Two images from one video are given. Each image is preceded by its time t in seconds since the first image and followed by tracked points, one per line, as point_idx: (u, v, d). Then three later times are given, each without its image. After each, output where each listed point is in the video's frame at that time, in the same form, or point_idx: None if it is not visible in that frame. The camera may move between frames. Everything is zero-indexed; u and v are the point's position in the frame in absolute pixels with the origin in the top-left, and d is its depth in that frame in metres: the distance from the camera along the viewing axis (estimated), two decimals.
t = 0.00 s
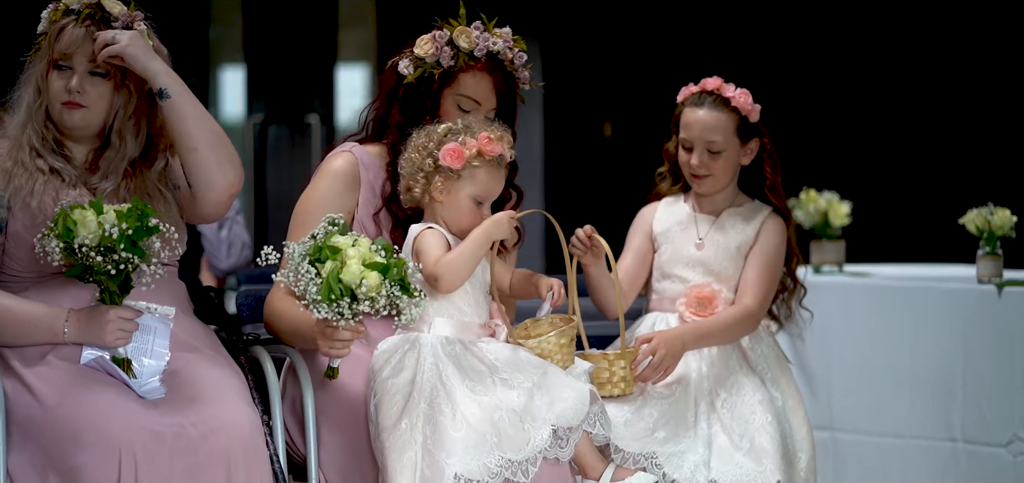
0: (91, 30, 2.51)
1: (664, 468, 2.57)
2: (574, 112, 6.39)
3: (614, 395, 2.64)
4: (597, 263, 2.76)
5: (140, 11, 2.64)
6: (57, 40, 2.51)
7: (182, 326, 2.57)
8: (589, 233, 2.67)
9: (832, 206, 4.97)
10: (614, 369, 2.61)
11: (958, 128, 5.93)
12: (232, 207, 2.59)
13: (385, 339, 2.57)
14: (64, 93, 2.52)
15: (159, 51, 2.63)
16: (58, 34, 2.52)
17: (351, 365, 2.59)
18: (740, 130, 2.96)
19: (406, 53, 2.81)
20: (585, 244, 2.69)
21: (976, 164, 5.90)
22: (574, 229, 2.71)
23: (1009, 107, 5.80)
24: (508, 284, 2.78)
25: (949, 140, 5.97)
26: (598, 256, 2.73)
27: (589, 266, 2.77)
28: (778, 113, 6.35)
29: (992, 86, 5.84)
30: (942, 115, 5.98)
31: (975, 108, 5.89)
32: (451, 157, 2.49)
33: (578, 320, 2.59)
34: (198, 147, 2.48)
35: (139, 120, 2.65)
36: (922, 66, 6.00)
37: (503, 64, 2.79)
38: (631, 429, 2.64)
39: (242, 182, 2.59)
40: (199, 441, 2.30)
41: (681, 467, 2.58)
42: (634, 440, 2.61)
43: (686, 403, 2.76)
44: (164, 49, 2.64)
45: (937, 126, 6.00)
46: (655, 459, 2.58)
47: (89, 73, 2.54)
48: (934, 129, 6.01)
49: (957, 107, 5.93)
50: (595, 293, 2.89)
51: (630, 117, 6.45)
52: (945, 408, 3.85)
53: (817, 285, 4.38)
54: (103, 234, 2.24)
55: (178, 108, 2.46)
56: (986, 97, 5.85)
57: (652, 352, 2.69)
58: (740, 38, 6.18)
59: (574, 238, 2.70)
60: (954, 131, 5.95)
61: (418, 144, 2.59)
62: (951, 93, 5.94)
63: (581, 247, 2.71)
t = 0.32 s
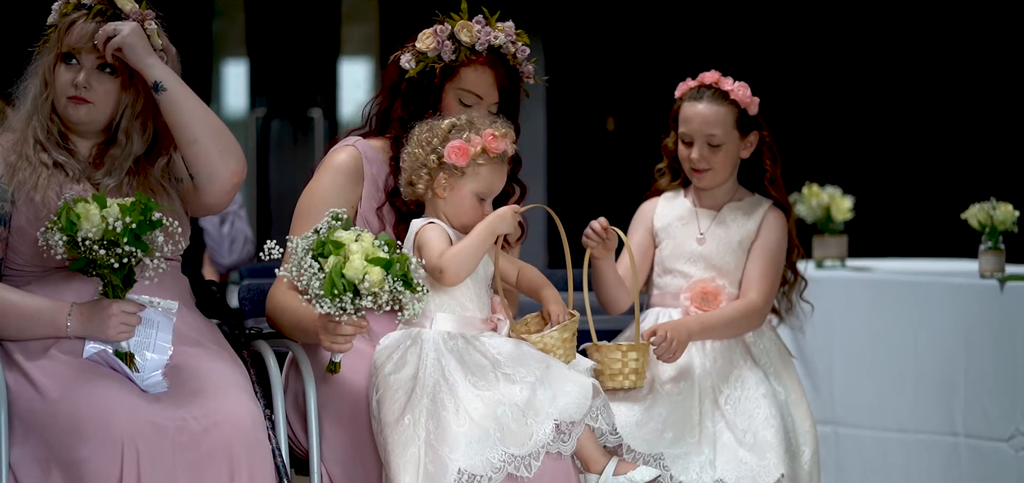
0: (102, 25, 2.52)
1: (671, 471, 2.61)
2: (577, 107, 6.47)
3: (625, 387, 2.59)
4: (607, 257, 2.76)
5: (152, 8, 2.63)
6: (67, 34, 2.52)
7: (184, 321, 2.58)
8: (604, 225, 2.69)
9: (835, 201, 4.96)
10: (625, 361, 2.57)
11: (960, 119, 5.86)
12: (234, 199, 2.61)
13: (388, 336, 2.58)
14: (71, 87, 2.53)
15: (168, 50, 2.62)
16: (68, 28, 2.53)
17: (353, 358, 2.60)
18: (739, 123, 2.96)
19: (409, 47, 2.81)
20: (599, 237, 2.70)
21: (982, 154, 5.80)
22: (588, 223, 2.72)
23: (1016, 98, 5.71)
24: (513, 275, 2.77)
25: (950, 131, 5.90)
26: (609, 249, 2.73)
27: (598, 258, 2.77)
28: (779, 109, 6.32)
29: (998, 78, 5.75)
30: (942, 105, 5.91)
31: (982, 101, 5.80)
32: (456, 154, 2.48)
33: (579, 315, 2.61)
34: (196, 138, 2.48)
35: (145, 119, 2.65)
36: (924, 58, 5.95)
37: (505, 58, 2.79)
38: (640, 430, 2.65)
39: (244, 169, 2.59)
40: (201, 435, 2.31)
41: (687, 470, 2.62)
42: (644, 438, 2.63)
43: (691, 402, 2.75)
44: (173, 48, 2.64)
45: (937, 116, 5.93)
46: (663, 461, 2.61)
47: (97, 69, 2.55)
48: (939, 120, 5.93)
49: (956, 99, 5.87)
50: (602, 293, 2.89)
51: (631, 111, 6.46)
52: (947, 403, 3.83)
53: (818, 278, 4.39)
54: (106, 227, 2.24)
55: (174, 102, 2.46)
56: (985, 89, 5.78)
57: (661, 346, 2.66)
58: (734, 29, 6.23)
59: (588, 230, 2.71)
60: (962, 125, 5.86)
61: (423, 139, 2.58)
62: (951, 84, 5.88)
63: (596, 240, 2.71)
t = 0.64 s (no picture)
0: (104, 21, 2.52)
1: (677, 471, 2.62)
2: (582, 103, 6.47)
3: (639, 385, 2.53)
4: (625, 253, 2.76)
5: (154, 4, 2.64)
6: (69, 30, 2.52)
7: (188, 317, 2.58)
8: (629, 221, 2.68)
9: (838, 198, 4.96)
10: (642, 358, 2.51)
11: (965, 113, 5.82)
12: (241, 201, 2.61)
13: (390, 333, 2.58)
14: (73, 83, 2.53)
15: (170, 45, 2.63)
16: (70, 25, 2.53)
17: (355, 355, 2.60)
18: (743, 119, 2.96)
19: (410, 44, 2.81)
20: (623, 233, 2.69)
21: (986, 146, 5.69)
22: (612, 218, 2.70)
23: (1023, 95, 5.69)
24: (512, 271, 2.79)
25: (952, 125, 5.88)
26: (630, 246, 2.72)
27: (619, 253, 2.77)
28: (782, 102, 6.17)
29: (1009, 72, 5.60)
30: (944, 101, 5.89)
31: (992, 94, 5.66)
32: (459, 152, 2.48)
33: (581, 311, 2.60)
34: (204, 139, 2.49)
35: (148, 115, 2.65)
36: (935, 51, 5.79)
37: (507, 55, 2.78)
38: (650, 429, 2.67)
39: (251, 172, 2.60)
40: (204, 431, 2.31)
41: (693, 470, 2.63)
42: (653, 437, 2.65)
43: (694, 401, 2.73)
44: (175, 44, 2.65)
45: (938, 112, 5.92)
46: (669, 460, 2.63)
47: (100, 65, 2.55)
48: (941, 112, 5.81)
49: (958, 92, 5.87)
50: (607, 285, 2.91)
51: (634, 108, 6.38)
52: (951, 401, 3.83)
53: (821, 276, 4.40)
54: (110, 224, 2.24)
55: (183, 103, 2.47)
56: (984, 83, 5.67)
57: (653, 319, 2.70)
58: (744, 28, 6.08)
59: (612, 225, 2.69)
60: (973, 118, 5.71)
61: (425, 137, 2.58)
62: (953, 76, 5.75)
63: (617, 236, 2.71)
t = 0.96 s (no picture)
0: (92, 18, 2.53)
1: (672, 472, 2.59)
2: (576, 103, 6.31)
3: (635, 387, 2.54)
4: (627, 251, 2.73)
5: None
6: (59, 28, 2.53)
7: (183, 318, 2.58)
8: (634, 222, 2.67)
9: (833, 199, 4.97)
10: (641, 361, 2.51)
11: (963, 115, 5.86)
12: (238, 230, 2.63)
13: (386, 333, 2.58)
14: (64, 80, 2.52)
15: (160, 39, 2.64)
16: (59, 22, 2.53)
17: (350, 355, 2.60)
18: (748, 119, 2.95)
19: (404, 44, 2.80)
20: (627, 234, 2.68)
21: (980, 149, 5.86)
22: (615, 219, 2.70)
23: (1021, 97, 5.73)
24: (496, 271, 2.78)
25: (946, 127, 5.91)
26: (634, 246, 2.70)
27: (620, 252, 2.75)
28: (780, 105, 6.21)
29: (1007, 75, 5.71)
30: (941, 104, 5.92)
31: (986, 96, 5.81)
32: (469, 162, 2.48)
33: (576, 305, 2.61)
34: (204, 168, 2.51)
35: (141, 109, 2.64)
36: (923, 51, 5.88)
37: (502, 55, 2.78)
38: (645, 430, 2.62)
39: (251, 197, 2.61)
40: (198, 432, 2.31)
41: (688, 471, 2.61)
42: (649, 438, 2.60)
43: (690, 404, 2.71)
44: (166, 38, 2.65)
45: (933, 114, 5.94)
46: (665, 461, 2.59)
47: (90, 60, 2.54)
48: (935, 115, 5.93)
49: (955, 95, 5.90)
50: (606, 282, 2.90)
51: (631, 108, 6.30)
52: (947, 402, 3.81)
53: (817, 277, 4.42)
54: (103, 226, 2.25)
55: (184, 132, 2.50)
56: (985, 82, 5.74)
57: (624, 338, 2.70)
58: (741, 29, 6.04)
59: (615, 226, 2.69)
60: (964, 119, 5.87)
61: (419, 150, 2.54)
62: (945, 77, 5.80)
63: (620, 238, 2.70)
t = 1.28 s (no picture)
0: (87, 23, 2.53)
1: (665, 477, 2.59)
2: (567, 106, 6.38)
3: (628, 393, 2.53)
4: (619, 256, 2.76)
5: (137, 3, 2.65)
6: (53, 34, 2.53)
7: (176, 322, 2.58)
8: (625, 228, 2.67)
9: (825, 203, 4.97)
10: (633, 367, 2.51)
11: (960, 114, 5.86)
12: (228, 240, 2.64)
13: (378, 339, 2.59)
14: (59, 86, 2.53)
15: (155, 45, 2.64)
16: (54, 28, 2.53)
17: (342, 359, 2.59)
18: (739, 122, 2.95)
19: (395, 48, 2.80)
20: (619, 240, 2.69)
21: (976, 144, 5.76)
22: (607, 224, 2.70)
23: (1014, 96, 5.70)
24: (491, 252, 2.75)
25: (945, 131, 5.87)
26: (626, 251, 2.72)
27: (612, 258, 2.78)
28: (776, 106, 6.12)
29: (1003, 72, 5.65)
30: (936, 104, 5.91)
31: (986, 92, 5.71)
32: (453, 167, 2.51)
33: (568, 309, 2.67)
34: (190, 179, 2.52)
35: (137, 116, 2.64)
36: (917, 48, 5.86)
37: (492, 58, 2.77)
38: (639, 436, 2.62)
39: (243, 212, 2.62)
40: (191, 436, 2.31)
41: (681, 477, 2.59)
42: (643, 444, 2.60)
43: (683, 410, 2.69)
44: (162, 43, 2.65)
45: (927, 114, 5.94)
46: (658, 468, 2.59)
47: (85, 66, 2.54)
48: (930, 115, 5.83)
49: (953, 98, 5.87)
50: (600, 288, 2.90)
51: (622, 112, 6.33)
52: (938, 407, 3.82)
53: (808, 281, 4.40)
54: (98, 229, 2.24)
55: (171, 143, 2.51)
56: (982, 84, 5.71)
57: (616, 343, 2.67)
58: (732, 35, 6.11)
59: (608, 231, 2.69)
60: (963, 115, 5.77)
61: (397, 169, 2.54)
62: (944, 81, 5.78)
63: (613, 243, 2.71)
